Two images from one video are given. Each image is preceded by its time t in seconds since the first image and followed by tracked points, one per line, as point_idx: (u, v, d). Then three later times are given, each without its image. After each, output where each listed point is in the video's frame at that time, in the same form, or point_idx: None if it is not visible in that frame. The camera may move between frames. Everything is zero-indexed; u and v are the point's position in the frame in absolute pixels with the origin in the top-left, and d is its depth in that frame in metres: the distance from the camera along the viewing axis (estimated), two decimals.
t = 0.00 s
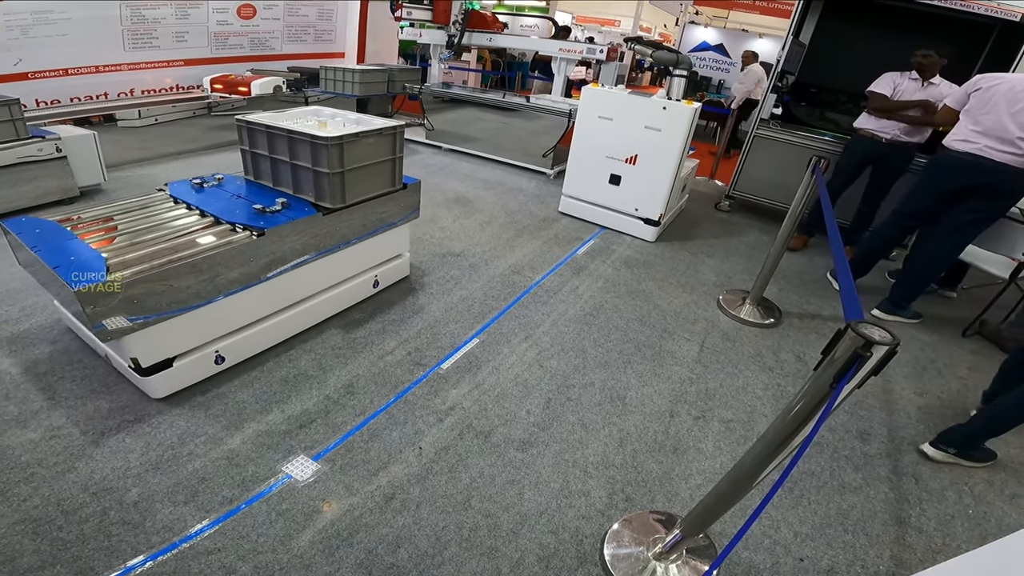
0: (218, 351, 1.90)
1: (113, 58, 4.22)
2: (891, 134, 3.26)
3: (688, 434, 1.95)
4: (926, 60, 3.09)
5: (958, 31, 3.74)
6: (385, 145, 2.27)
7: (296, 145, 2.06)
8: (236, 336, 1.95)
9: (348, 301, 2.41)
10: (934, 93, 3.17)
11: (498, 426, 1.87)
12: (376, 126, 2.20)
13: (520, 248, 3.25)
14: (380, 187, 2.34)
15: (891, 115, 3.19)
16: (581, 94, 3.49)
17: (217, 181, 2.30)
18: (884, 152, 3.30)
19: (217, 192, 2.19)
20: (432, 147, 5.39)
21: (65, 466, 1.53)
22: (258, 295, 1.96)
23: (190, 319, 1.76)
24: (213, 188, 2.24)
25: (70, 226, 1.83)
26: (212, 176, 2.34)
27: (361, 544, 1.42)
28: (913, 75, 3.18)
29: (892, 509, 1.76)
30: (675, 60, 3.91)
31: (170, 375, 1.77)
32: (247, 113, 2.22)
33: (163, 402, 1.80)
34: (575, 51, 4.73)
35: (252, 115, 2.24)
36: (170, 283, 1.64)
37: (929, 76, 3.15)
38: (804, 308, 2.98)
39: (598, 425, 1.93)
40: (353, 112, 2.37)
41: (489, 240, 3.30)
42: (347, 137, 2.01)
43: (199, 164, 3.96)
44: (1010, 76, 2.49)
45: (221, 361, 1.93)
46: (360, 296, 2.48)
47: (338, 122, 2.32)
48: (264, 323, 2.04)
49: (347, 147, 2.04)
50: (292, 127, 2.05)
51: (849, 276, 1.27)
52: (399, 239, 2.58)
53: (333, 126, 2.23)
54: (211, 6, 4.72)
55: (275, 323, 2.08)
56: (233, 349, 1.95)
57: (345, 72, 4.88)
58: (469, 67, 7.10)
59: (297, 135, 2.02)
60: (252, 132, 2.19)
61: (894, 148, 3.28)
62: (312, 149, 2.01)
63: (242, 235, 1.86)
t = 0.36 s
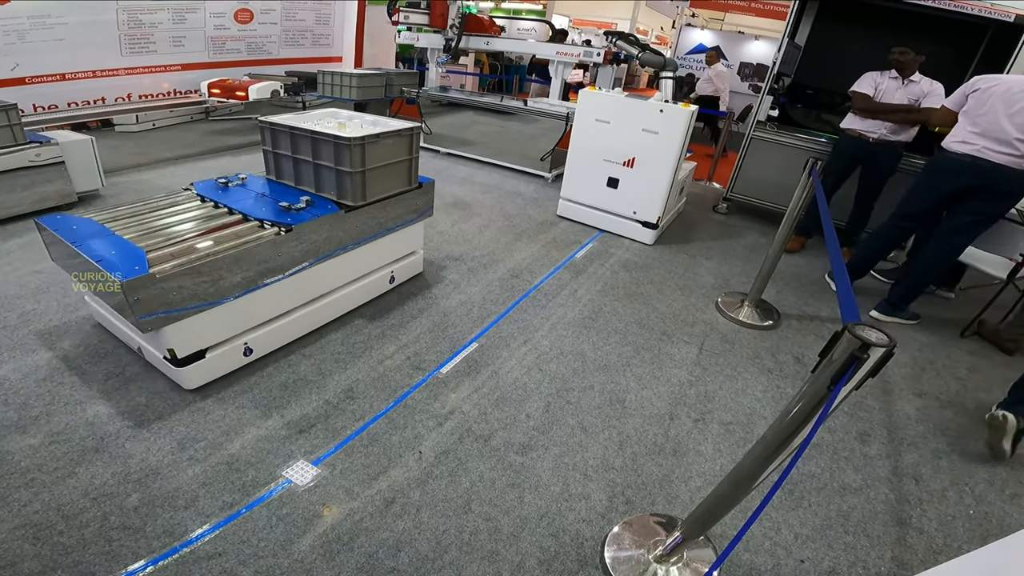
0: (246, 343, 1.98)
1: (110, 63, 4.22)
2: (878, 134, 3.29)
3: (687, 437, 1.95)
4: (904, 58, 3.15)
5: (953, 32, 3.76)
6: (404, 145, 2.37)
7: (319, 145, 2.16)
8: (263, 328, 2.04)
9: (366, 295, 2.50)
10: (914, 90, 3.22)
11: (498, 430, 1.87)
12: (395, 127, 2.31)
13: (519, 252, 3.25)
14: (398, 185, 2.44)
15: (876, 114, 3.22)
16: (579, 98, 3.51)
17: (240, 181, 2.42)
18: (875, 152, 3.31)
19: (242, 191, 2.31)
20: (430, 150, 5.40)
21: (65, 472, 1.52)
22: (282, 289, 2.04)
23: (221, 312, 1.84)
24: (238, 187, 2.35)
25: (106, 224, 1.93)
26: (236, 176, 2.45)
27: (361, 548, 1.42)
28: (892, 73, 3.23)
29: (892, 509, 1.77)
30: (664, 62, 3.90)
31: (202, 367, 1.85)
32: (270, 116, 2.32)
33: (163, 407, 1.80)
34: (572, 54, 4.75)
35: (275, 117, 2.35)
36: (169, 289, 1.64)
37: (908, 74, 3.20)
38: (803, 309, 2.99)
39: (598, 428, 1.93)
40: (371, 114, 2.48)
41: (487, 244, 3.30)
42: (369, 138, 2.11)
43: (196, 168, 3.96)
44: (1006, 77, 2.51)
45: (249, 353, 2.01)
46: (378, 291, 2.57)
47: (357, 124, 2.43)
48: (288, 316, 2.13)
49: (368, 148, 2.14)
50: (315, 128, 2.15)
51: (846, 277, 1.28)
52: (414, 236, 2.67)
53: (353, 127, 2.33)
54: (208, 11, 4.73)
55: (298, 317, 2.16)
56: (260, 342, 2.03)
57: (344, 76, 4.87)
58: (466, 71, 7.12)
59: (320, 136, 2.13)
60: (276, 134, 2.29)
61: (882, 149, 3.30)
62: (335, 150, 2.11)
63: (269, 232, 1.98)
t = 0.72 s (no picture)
0: (274, 333, 2.07)
1: (112, 66, 4.24)
2: (874, 133, 3.28)
3: (689, 438, 1.95)
4: (891, 57, 3.17)
5: (953, 32, 3.76)
6: (422, 143, 2.48)
7: (343, 143, 2.27)
8: (290, 319, 2.13)
9: (386, 288, 2.60)
10: (906, 87, 3.23)
11: (500, 432, 1.87)
12: (414, 126, 2.42)
13: (520, 253, 3.26)
14: (416, 181, 2.55)
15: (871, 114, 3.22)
16: (579, 99, 3.51)
17: (265, 178, 2.52)
18: (873, 152, 3.30)
19: (268, 188, 2.41)
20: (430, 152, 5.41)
21: (68, 473, 1.53)
22: (308, 281, 2.13)
23: (254, 301, 1.94)
24: (264, 184, 2.45)
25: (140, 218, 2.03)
26: (260, 174, 2.56)
27: (363, 549, 1.42)
28: (881, 72, 3.25)
29: (894, 510, 1.77)
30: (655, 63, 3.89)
31: (235, 355, 1.94)
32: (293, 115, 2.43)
33: (165, 409, 1.80)
34: (573, 56, 4.76)
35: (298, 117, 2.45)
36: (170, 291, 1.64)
37: (897, 72, 3.21)
38: (804, 310, 2.99)
39: (599, 430, 1.94)
40: (389, 113, 2.59)
41: (488, 246, 3.31)
42: (391, 136, 2.22)
43: (198, 171, 3.97)
44: (1007, 77, 2.52)
45: (277, 342, 2.10)
46: (396, 284, 2.67)
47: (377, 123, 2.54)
48: (312, 308, 2.22)
49: (390, 146, 2.24)
50: (339, 127, 2.26)
51: (848, 277, 1.28)
52: (429, 231, 2.77)
53: (373, 126, 2.44)
54: (209, 13, 4.74)
55: (322, 308, 2.25)
56: (288, 331, 2.13)
57: (343, 78, 4.80)
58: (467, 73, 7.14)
59: (345, 134, 2.23)
60: (299, 132, 2.40)
61: (880, 149, 3.29)
62: (359, 148, 2.22)
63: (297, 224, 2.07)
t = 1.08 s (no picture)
0: (297, 320, 2.16)
1: (108, 66, 4.23)
2: (882, 132, 3.29)
3: (688, 436, 1.95)
4: (899, 58, 3.17)
5: (950, 30, 3.77)
6: (435, 139, 2.58)
7: (362, 139, 2.37)
8: (311, 307, 2.21)
9: (400, 278, 2.69)
10: (914, 87, 3.23)
11: (498, 430, 1.87)
12: (428, 123, 2.52)
13: (518, 252, 3.26)
14: (429, 176, 2.63)
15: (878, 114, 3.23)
16: (577, 98, 3.51)
17: (285, 172, 2.62)
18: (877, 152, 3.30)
19: (288, 181, 2.51)
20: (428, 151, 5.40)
21: (66, 474, 1.53)
22: (329, 271, 2.22)
23: (280, 290, 2.03)
24: (284, 178, 2.55)
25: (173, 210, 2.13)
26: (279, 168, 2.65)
27: (363, 549, 1.43)
28: (890, 72, 3.24)
29: (893, 507, 1.77)
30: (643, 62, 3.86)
31: (261, 342, 2.03)
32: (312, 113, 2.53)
33: (165, 408, 1.80)
34: (570, 54, 4.75)
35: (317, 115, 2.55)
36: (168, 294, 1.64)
37: (906, 72, 3.21)
38: (802, 308, 3.00)
39: (598, 428, 1.94)
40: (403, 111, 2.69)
41: (486, 245, 3.31)
42: (408, 131, 2.31)
43: (195, 171, 3.97)
44: (1001, 75, 2.53)
45: (299, 330, 2.19)
46: (410, 275, 2.77)
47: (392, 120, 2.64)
48: (332, 297, 2.31)
49: (406, 140, 2.34)
50: (357, 123, 2.36)
51: (845, 274, 1.29)
52: (441, 223, 2.87)
53: (389, 122, 2.54)
54: (206, 13, 4.73)
55: (340, 297, 2.34)
56: (310, 319, 2.22)
57: (341, 78, 4.79)
58: (464, 72, 7.13)
59: (363, 130, 2.33)
60: (318, 129, 2.50)
61: (888, 147, 3.29)
62: (377, 142, 2.32)
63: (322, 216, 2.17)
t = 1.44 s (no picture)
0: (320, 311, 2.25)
1: (110, 70, 4.25)
2: (890, 136, 3.30)
3: (690, 437, 1.96)
4: (917, 64, 3.17)
5: (949, 30, 3.79)
6: (450, 138, 2.70)
7: (381, 138, 2.48)
8: (333, 300, 2.31)
9: (416, 273, 2.79)
10: (928, 94, 3.23)
11: (500, 432, 1.87)
12: (443, 122, 2.63)
13: (518, 255, 3.26)
14: (443, 174, 2.75)
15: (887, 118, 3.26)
16: (577, 100, 3.52)
17: (305, 171, 2.73)
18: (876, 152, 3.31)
19: (310, 180, 2.62)
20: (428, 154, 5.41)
21: (69, 477, 1.53)
22: (350, 264, 2.32)
23: (306, 282, 2.12)
24: (306, 176, 2.66)
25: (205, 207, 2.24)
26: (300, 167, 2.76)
27: (365, 551, 1.43)
28: (905, 78, 3.27)
29: (895, 508, 1.77)
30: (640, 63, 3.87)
31: (287, 332, 2.12)
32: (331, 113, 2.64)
33: (168, 411, 1.81)
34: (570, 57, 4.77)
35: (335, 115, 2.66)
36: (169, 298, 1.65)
37: (921, 78, 3.23)
38: (803, 309, 3.00)
39: (599, 429, 1.94)
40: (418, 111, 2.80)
41: (487, 247, 3.31)
42: (425, 131, 2.43)
43: (197, 175, 3.98)
44: (999, 75, 2.53)
45: (323, 321, 2.28)
46: (426, 269, 2.87)
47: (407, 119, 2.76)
48: (353, 289, 2.40)
49: (424, 140, 2.46)
50: (376, 124, 2.47)
51: (844, 274, 1.29)
52: (454, 220, 2.96)
53: (404, 121, 2.65)
54: (207, 16, 4.75)
55: (360, 290, 2.43)
56: (333, 311, 2.31)
57: (341, 81, 4.80)
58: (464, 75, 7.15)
59: (383, 130, 2.44)
60: (337, 129, 2.61)
61: (899, 150, 3.30)
62: (396, 142, 2.43)
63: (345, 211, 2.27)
